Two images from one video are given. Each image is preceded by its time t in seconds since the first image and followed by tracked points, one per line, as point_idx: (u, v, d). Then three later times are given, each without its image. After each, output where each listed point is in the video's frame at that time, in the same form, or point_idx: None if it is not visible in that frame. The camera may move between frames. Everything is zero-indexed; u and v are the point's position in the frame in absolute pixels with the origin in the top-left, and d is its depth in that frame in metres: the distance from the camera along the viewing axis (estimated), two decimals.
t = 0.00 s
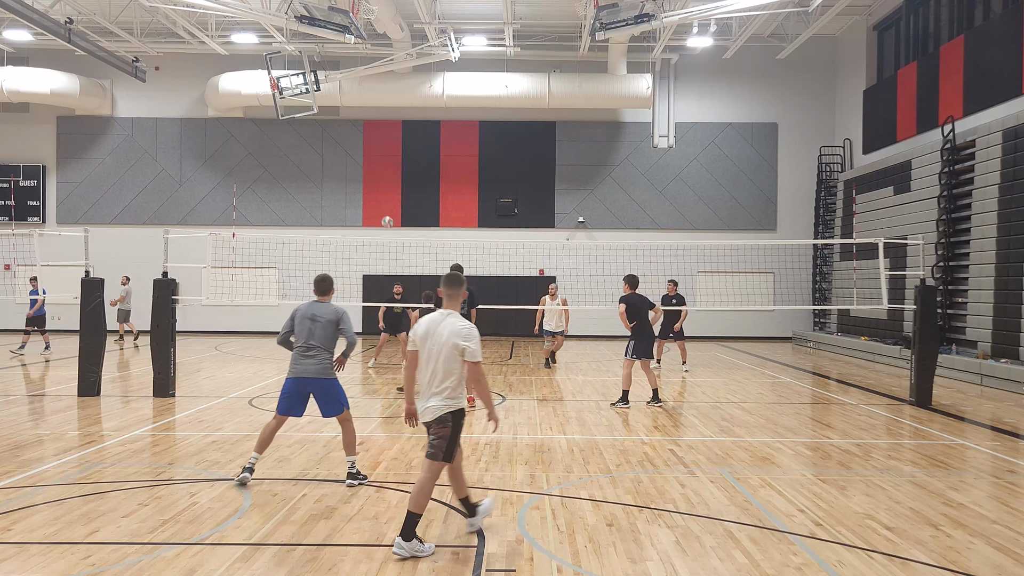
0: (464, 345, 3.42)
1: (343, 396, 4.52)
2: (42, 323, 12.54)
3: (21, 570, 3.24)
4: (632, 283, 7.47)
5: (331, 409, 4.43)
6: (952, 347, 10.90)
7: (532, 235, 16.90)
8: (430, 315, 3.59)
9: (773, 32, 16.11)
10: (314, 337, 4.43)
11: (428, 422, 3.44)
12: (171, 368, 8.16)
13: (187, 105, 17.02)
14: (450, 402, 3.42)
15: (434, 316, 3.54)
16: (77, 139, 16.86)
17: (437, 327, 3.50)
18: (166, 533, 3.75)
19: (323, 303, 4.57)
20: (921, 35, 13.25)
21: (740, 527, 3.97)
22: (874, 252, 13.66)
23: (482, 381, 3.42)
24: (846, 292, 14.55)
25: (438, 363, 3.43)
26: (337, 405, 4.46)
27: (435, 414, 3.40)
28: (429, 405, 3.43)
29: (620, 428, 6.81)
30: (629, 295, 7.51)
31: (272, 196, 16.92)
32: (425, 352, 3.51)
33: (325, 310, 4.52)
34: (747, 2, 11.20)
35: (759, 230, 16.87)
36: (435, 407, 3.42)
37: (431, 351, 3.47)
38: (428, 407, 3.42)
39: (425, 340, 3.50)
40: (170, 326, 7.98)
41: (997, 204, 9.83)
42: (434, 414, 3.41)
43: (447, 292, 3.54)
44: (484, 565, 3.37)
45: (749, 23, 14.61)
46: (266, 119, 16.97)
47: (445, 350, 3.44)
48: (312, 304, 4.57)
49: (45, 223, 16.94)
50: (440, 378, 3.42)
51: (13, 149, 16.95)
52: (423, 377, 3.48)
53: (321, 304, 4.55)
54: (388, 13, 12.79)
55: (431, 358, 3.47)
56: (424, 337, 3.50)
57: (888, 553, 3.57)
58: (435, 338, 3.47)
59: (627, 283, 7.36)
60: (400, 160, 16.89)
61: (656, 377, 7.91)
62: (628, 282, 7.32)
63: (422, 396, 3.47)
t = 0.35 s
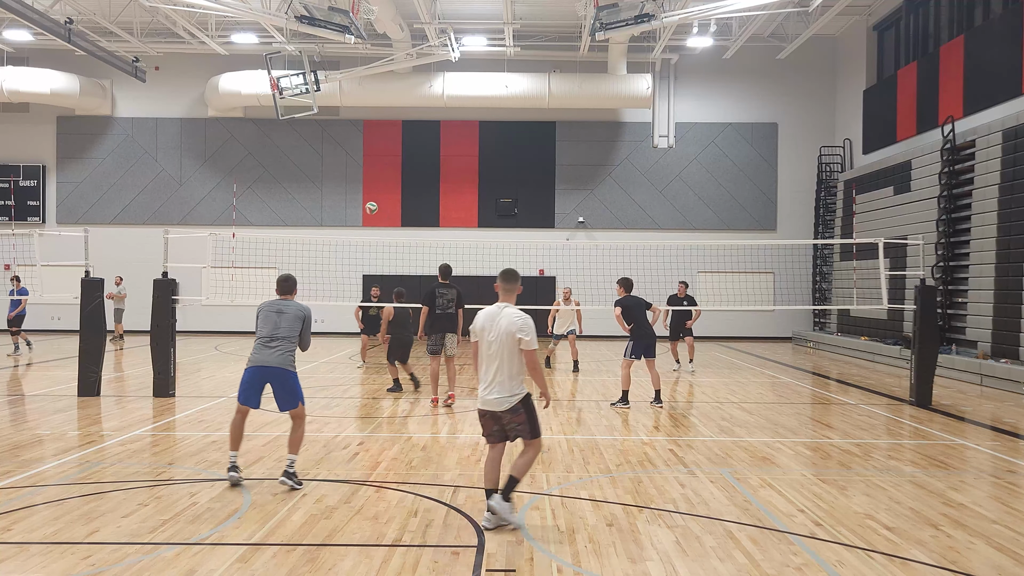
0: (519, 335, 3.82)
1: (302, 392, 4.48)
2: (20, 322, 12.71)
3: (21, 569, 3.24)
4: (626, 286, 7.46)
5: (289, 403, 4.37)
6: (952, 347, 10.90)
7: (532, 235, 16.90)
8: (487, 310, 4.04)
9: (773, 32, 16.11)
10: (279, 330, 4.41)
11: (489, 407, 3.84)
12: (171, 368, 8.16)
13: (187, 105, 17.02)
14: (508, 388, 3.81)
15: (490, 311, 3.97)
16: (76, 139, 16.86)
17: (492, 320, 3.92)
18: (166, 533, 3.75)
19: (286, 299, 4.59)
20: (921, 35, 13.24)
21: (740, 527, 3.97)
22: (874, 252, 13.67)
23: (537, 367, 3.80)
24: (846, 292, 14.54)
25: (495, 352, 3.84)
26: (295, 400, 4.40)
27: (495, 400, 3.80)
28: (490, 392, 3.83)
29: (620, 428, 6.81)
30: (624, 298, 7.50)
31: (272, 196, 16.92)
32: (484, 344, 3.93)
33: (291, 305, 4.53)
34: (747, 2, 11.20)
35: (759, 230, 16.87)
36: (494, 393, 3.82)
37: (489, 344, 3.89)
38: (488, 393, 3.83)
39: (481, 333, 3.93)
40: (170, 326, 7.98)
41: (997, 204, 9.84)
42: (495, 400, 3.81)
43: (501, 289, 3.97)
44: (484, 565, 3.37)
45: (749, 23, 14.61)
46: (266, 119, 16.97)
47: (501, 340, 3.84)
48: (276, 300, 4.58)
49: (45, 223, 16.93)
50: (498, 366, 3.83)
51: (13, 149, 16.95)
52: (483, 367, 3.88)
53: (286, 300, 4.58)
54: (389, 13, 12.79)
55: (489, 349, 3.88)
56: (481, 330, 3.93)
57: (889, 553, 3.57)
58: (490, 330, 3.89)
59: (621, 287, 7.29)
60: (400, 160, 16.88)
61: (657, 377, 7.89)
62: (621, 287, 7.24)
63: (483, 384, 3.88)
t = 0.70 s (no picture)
0: (572, 339, 3.96)
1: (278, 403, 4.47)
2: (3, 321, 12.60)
3: (21, 569, 3.23)
4: (625, 287, 7.37)
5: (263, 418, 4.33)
6: (952, 347, 10.90)
7: (532, 235, 16.90)
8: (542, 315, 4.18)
9: (773, 32, 16.11)
10: (254, 348, 4.38)
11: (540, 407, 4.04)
12: (171, 368, 8.16)
13: (187, 105, 17.02)
14: (560, 390, 3.98)
15: (545, 315, 4.13)
16: (76, 139, 16.85)
17: (546, 324, 4.08)
18: (166, 533, 3.75)
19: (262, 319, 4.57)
20: (921, 35, 13.24)
21: (740, 527, 3.97)
22: (874, 252, 13.66)
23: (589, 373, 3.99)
24: (846, 292, 14.54)
25: (546, 355, 4.01)
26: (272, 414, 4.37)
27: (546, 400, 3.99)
28: (541, 393, 4.02)
29: (620, 428, 6.82)
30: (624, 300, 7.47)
31: (272, 196, 16.91)
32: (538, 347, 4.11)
33: (268, 325, 4.54)
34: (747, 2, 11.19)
35: (759, 230, 16.87)
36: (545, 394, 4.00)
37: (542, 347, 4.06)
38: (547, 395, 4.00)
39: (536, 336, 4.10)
40: (170, 326, 7.97)
41: (997, 204, 9.84)
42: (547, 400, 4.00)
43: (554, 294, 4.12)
44: (484, 565, 3.37)
45: (749, 23, 14.61)
46: (266, 119, 16.97)
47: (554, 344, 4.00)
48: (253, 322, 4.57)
49: (45, 223, 16.94)
50: (549, 369, 4.00)
51: (13, 149, 16.96)
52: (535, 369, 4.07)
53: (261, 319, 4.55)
54: (389, 13, 12.79)
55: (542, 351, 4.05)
56: (536, 334, 4.11)
57: (889, 554, 3.57)
58: (544, 334, 4.06)
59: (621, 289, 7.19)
60: (400, 160, 16.89)
61: (656, 378, 7.90)
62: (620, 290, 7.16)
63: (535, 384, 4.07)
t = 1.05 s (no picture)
0: (622, 331, 4.23)
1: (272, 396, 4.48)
2: None
3: (21, 570, 3.23)
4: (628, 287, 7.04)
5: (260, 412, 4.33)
6: (952, 347, 10.90)
7: (532, 235, 16.91)
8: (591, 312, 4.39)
9: (773, 32, 16.11)
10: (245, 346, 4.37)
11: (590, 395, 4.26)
12: (171, 369, 8.15)
13: (187, 105, 17.02)
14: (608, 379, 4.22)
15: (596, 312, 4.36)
16: (76, 139, 16.85)
17: (592, 320, 4.33)
18: (166, 533, 3.75)
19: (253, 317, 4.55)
20: (921, 35, 13.23)
21: (740, 527, 3.97)
22: (874, 252, 13.67)
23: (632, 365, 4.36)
24: (846, 293, 14.54)
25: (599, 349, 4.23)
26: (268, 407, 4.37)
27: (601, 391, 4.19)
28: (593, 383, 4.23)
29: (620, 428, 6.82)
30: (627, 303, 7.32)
31: (272, 196, 16.92)
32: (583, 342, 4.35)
33: (258, 322, 4.53)
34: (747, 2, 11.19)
35: (759, 230, 16.87)
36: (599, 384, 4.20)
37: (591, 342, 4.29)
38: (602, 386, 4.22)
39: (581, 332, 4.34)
40: (170, 326, 7.97)
41: (997, 204, 9.84)
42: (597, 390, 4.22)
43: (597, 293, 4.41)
44: (484, 565, 3.37)
45: (750, 23, 14.62)
46: (266, 119, 16.97)
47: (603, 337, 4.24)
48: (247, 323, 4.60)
49: (45, 223, 16.94)
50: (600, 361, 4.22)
51: (13, 149, 16.96)
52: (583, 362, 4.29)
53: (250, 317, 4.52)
54: (388, 13, 12.79)
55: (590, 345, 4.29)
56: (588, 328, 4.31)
57: (888, 554, 3.57)
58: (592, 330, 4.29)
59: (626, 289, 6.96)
60: (400, 160, 16.89)
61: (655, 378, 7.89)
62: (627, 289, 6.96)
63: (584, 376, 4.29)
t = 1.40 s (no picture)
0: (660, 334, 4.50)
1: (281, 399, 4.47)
2: None
3: (21, 569, 3.24)
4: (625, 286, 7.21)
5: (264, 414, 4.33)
6: (952, 347, 10.89)
7: (532, 235, 16.91)
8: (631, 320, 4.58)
9: (773, 32, 16.12)
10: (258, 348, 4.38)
11: (628, 396, 4.42)
12: (171, 369, 8.15)
13: (187, 105, 17.02)
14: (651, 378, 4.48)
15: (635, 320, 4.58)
16: (76, 139, 16.85)
17: (627, 326, 4.54)
18: (167, 533, 3.75)
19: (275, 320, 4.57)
20: (921, 35, 13.23)
21: (740, 527, 3.97)
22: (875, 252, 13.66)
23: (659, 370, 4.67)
24: (846, 293, 14.55)
25: (635, 351, 4.41)
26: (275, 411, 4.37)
27: (641, 391, 4.35)
28: (631, 385, 4.39)
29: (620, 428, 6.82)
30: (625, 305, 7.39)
31: (272, 196, 16.92)
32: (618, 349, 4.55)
33: (276, 326, 4.52)
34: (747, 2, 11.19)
35: (759, 230, 16.87)
36: (638, 385, 4.37)
37: (626, 347, 4.48)
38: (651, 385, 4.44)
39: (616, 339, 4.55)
40: (170, 326, 7.97)
41: (997, 204, 9.84)
42: (636, 390, 4.38)
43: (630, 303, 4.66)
44: (484, 565, 3.37)
45: (749, 23, 14.62)
46: (266, 119, 16.96)
47: (637, 341, 4.43)
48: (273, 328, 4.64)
49: (45, 223, 16.94)
50: (637, 364, 4.40)
51: (13, 149, 16.96)
52: (618, 365, 4.47)
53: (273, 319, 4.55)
54: (388, 13, 12.79)
55: (625, 349, 4.47)
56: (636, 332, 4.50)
57: (888, 553, 3.57)
58: (627, 335, 4.49)
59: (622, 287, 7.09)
60: (400, 160, 16.89)
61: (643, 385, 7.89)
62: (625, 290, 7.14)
63: (621, 379, 4.45)
